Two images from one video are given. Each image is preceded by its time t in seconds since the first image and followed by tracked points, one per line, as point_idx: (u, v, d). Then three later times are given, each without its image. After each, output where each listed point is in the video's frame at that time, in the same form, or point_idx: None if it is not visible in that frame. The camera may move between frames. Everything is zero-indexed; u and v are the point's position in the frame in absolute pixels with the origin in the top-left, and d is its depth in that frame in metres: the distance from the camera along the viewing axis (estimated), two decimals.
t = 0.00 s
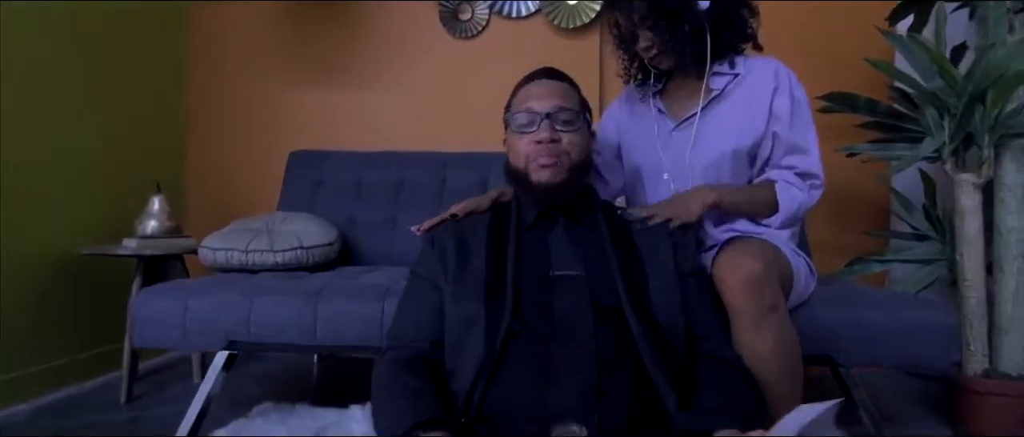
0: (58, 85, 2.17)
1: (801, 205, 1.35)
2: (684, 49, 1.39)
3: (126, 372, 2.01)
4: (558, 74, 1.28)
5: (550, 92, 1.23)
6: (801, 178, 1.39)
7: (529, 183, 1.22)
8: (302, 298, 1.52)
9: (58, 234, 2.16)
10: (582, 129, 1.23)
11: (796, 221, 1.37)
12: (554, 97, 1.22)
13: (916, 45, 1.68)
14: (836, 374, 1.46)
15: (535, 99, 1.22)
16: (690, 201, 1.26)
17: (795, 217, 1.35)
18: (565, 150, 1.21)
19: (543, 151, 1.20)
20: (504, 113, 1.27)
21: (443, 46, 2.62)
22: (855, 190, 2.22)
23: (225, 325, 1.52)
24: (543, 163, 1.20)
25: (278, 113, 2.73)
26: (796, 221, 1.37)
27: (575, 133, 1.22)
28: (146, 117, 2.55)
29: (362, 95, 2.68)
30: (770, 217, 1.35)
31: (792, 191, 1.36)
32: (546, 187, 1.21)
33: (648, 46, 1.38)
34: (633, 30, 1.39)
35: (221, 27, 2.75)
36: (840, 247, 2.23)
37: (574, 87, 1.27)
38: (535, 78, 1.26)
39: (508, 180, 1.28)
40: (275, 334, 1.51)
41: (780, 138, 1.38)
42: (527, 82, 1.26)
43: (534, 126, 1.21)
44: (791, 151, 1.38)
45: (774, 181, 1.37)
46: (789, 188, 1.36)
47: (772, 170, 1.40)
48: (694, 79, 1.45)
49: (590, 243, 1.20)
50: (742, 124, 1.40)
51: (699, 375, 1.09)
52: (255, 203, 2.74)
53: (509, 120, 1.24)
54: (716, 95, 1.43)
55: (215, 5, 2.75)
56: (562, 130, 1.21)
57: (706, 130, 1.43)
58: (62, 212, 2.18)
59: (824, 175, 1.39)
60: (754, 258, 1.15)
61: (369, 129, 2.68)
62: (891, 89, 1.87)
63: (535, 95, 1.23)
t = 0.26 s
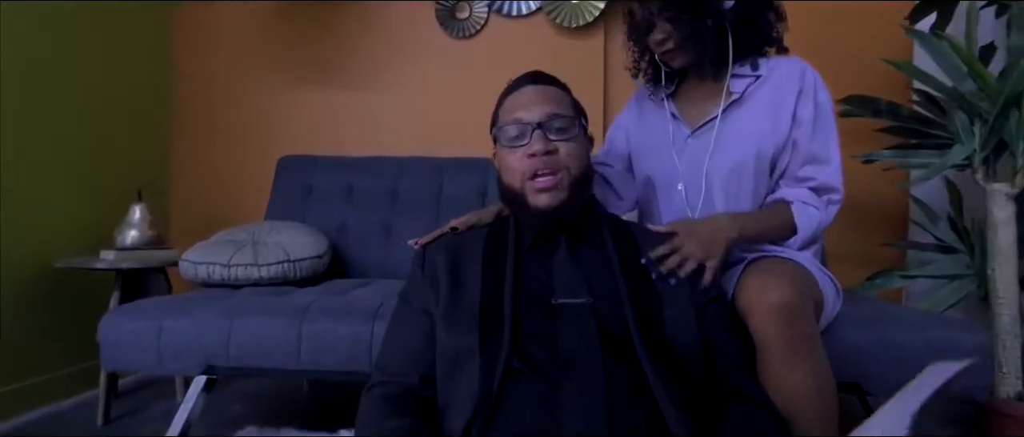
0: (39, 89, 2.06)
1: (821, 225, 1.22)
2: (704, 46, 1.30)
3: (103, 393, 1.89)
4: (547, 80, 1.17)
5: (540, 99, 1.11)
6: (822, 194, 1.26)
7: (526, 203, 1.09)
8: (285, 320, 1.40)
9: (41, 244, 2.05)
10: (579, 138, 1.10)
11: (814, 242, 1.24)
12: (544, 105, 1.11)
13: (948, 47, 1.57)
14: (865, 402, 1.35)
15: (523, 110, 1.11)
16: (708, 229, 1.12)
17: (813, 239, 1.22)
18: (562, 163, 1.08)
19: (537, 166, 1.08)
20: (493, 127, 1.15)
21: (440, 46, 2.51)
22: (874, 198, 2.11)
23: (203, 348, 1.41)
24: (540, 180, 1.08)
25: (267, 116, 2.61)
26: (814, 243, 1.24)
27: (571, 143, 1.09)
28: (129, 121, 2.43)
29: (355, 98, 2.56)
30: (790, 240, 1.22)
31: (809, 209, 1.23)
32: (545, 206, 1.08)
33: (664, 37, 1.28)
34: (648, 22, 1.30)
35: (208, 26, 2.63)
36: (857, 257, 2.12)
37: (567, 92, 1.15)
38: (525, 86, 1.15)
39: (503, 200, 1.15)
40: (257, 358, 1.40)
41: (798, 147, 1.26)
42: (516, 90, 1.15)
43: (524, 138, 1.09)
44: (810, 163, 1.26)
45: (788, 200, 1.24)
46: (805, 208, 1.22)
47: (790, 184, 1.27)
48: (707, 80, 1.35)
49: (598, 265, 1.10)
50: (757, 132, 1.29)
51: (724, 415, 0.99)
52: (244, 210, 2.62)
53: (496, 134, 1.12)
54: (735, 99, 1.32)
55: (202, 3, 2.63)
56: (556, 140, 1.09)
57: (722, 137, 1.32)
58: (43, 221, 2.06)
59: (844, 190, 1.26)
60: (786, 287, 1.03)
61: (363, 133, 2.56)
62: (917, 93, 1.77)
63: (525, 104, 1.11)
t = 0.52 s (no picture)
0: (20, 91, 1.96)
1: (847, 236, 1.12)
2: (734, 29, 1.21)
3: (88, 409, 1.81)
4: (571, 81, 1.09)
5: (565, 101, 1.04)
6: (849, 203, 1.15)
7: (549, 212, 1.02)
8: (277, 338, 1.31)
9: (24, 253, 1.96)
10: (609, 144, 1.03)
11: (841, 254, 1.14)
12: (571, 110, 1.03)
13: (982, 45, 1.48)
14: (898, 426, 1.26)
15: (549, 113, 1.03)
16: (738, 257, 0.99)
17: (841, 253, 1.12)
18: (590, 171, 1.01)
19: (565, 174, 1.00)
20: (513, 131, 1.07)
21: (441, 45, 2.41)
22: (896, 204, 2.02)
23: (188, 368, 1.32)
24: (568, 189, 1.00)
25: (262, 119, 2.52)
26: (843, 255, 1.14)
27: (601, 150, 1.02)
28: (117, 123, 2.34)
29: (353, 100, 2.47)
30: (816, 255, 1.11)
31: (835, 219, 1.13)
32: (569, 214, 1.00)
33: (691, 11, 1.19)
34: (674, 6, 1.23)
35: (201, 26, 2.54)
36: (877, 265, 2.03)
37: (593, 94, 1.08)
38: (549, 86, 1.07)
39: (519, 207, 1.07)
40: (247, 379, 1.31)
41: (823, 151, 1.15)
42: (538, 91, 1.07)
43: (551, 144, 1.01)
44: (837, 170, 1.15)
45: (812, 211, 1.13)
46: (832, 220, 1.12)
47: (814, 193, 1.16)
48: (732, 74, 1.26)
49: (619, 286, 1.02)
50: (778, 135, 1.17)
51: None
52: (239, 215, 2.54)
53: (518, 139, 1.04)
54: (756, 99, 1.22)
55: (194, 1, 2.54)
56: (584, 148, 1.01)
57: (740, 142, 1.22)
58: (28, 231, 1.98)
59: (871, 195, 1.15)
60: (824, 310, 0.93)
61: (361, 135, 2.47)
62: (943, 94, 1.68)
63: (551, 106, 1.04)
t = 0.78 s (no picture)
0: None
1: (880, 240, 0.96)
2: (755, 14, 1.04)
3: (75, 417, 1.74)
4: (575, 70, 0.98)
5: (569, 97, 0.93)
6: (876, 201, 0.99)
7: (560, 223, 0.93)
8: (265, 346, 1.23)
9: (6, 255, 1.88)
10: (621, 144, 0.94)
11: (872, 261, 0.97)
12: (578, 105, 0.93)
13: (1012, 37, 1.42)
14: None
15: (553, 111, 0.93)
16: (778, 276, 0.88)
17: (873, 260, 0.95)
18: (603, 176, 0.92)
19: (577, 181, 0.91)
20: (513, 131, 0.97)
21: (442, 40, 2.33)
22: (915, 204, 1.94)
23: (172, 377, 1.25)
24: (579, 199, 0.92)
25: (257, 116, 2.44)
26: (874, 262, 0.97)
27: (613, 150, 0.93)
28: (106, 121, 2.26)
29: (351, 97, 2.39)
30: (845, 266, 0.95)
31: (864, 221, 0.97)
32: (582, 230, 0.92)
33: None
34: None
35: (193, 20, 2.46)
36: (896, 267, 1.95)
37: (600, 86, 0.98)
38: (552, 81, 0.96)
39: (525, 215, 0.98)
40: (234, 389, 1.24)
41: (847, 145, 0.99)
42: (539, 86, 0.96)
43: (558, 147, 0.91)
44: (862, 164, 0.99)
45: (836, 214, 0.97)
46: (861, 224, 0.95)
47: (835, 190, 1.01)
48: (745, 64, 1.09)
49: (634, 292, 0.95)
50: (796, 129, 1.01)
51: None
52: (234, 215, 2.46)
53: (520, 142, 0.94)
54: (768, 90, 1.06)
55: None
56: (595, 149, 0.91)
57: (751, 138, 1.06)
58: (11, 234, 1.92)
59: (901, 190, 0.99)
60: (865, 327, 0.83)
61: (359, 133, 2.40)
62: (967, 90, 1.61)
63: (554, 103, 0.93)
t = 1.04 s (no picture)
0: None
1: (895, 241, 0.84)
2: None
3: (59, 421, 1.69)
4: (551, 64, 0.91)
5: (547, 93, 0.86)
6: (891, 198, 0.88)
7: (549, 225, 0.86)
8: (250, 350, 1.18)
9: None
10: (608, 135, 0.86)
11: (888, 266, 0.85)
12: (556, 99, 0.85)
13: None
14: None
15: (533, 108, 0.85)
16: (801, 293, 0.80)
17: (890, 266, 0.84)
18: (593, 171, 0.84)
19: (563, 180, 0.83)
20: (494, 135, 0.90)
21: (438, 35, 2.27)
22: (924, 203, 1.89)
23: (152, 382, 1.19)
24: (566, 198, 0.84)
25: (250, 114, 2.39)
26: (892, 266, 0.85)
27: (599, 143, 0.85)
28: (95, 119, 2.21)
29: (346, 94, 2.34)
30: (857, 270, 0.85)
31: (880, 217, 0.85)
32: (573, 229, 0.84)
33: None
34: None
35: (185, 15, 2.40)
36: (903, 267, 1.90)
37: (579, 79, 0.90)
38: (529, 76, 0.89)
39: (515, 221, 0.91)
40: (217, 395, 1.18)
41: (856, 135, 0.90)
42: (514, 85, 0.89)
43: (541, 146, 0.84)
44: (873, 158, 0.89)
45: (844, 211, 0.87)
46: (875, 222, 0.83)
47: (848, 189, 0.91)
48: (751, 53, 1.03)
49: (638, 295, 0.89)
50: (802, 122, 0.95)
51: None
52: (226, 215, 2.41)
53: (502, 147, 0.87)
54: (772, 82, 1.00)
55: None
56: (580, 143, 0.84)
57: (756, 132, 1.00)
58: None
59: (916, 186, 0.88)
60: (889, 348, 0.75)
61: (354, 131, 2.34)
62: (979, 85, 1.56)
63: (532, 100, 0.86)
